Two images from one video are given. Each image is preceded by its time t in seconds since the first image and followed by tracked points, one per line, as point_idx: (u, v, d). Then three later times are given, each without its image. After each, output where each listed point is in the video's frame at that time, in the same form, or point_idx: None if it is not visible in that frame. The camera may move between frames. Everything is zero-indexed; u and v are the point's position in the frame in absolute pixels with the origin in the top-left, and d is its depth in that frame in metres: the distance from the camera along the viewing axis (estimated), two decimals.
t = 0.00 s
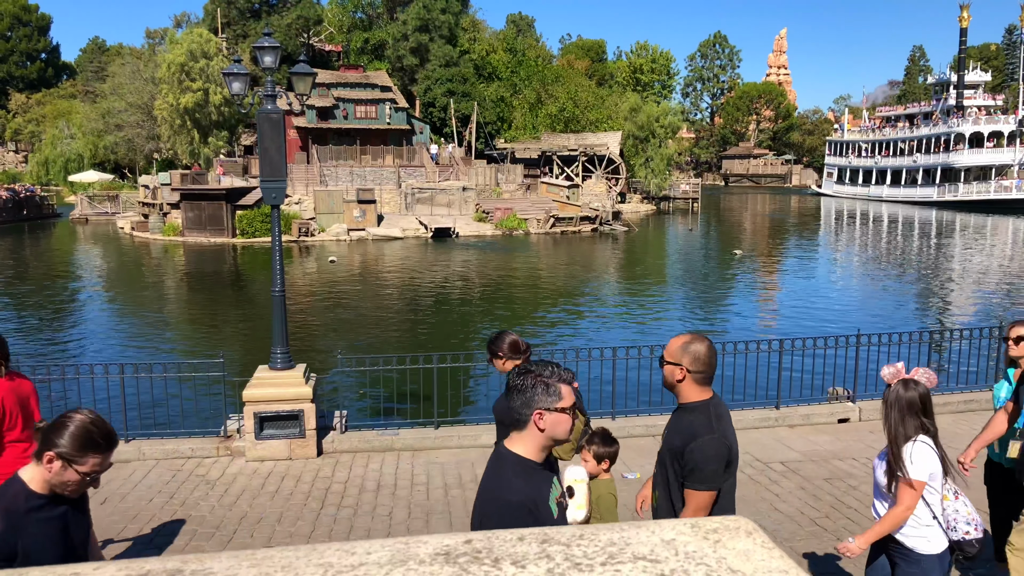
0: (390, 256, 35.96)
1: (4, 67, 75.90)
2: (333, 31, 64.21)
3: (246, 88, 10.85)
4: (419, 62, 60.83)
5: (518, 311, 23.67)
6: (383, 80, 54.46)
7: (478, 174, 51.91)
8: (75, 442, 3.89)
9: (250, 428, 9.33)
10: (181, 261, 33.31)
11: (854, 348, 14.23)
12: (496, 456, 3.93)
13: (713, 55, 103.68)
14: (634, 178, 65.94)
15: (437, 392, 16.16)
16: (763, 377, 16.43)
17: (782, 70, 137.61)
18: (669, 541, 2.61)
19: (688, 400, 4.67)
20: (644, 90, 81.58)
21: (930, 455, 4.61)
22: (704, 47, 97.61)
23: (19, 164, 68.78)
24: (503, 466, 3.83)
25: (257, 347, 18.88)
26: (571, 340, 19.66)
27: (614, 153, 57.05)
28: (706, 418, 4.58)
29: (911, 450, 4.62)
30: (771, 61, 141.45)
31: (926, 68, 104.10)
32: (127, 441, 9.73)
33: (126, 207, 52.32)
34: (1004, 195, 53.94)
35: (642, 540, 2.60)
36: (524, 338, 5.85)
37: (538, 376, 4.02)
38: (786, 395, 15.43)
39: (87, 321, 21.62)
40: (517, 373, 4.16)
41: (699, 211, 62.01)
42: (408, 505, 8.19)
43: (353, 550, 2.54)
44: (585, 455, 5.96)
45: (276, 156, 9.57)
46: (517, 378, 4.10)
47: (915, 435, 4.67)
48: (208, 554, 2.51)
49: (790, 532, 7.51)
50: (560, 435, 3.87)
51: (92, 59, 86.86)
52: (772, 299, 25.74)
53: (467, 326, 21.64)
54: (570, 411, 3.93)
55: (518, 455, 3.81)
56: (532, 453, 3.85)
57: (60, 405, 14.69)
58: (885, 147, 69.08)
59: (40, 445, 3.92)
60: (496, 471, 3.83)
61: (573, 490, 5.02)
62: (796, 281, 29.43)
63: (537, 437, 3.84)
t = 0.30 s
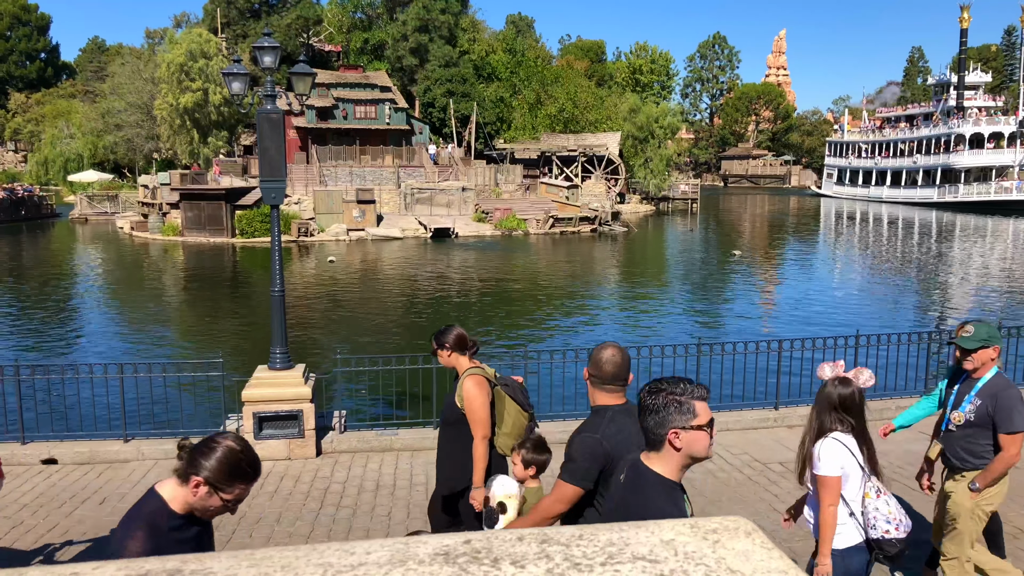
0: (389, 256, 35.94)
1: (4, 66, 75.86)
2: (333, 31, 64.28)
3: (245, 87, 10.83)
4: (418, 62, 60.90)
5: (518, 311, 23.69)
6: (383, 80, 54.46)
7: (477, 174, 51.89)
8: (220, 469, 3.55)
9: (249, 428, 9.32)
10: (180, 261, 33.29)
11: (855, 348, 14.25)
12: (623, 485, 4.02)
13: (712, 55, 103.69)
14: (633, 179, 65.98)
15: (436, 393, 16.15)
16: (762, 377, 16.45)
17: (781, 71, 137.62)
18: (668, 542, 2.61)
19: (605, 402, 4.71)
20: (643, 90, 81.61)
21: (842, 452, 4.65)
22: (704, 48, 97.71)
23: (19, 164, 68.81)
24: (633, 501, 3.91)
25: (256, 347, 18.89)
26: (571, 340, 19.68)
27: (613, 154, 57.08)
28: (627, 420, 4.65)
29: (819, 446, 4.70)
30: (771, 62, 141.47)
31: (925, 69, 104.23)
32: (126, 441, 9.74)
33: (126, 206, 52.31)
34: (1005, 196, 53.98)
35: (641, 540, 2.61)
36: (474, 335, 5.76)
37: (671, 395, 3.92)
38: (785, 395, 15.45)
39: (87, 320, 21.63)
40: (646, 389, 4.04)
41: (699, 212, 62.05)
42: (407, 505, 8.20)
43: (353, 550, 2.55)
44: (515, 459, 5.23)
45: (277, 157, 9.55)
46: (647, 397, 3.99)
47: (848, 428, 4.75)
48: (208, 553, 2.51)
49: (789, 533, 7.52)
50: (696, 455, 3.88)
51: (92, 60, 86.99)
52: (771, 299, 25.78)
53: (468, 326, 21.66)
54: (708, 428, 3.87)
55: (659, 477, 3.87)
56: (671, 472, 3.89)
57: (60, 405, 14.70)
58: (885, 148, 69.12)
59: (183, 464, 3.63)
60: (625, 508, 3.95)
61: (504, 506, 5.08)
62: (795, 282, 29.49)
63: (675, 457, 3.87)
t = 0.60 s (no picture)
0: (388, 257, 35.91)
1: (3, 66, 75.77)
2: (332, 31, 64.26)
3: (244, 87, 10.81)
4: (417, 62, 60.94)
5: (518, 312, 23.68)
6: (382, 80, 54.44)
7: (477, 174, 51.82)
8: (353, 467, 3.65)
9: (248, 428, 9.31)
10: (179, 261, 33.29)
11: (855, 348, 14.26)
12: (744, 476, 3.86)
13: (712, 55, 103.66)
14: (633, 179, 65.93)
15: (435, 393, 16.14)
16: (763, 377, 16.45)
17: (780, 71, 137.50)
18: (668, 541, 2.61)
19: (516, 387, 4.81)
20: (643, 90, 81.53)
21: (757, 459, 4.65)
22: (704, 48, 97.68)
23: (19, 164, 68.76)
24: (756, 490, 3.74)
25: (256, 347, 18.88)
26: (570, 340, 19.68)
27: (613, 154, 57.04)
28: (535, 405, 4.76)
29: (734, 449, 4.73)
30: (770, 62, 141.30)
31: (925, 70, 104.21)
32: (126, 441, 9.75)
33: (125, 206, 52.29)
34: (1006, 196, 53.92)
35: (641, 539, 2.62)
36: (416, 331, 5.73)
37: (801, 379, 3.90)
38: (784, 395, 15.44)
39: (86, 320, 21.62)
40: (773, 375, 4.05)
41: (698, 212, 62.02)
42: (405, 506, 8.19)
43: (353, 550, 2.55)
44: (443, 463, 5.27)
45: (276, 157, 9.54)
46: (776, 382, 3.98)
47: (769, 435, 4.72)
48: (208, 553, 2.51)
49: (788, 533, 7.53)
50: (824, 443, 3.81)
51: (91, 60, 86.97)
52: (771, 299, 25.78)
53: (468, 326, 21.65)
54: (835, 416, 3.83)
55: (785, 459, 3.76)
56: (797, 458, 3.78)
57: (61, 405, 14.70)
58: (886, 148, 69.06)
59: (315, 461, 3.71)
60: (746, 499, 3.79)
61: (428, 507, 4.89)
62: (795, 282, 29.48)
63: (802, 443, 3.78)
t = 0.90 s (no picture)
0: (388, 257, 35.91)
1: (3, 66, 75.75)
2: (332, 31, 64.18)
3: (244, 87, 10.77)
4: (417, 62, 61.02)
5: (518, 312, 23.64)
6: (382, 80, 54.41)
7: (477, 174, 51.83)
8: (493, 468, 3.52)
9: (248, 428, 9.31)
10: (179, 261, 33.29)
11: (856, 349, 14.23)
12: (877, 481, 3.68)
13: (712, 55, 103.62)
14: (633, 178, 65.94)
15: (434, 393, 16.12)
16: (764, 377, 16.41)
17: (780, 70, 137.44)
18: (668, 541, 2.60)
19: (429, 394, 4.71)
20: (643, 90, 81.46)
21: (700, 458, 4.63)
22: (704, 47, 97.60)
23: (19, 164, 68.80)
24: (894, 495, 3.55)
25: (255, 347, 18.87)
26: (570, 340, 19.66)
27: (612, 154, 56.99)
28: (437, 413, 4.54)
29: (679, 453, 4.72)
30: (771, 63, 141.20)
31: (925, 70, 104.18)
32: (126, 441, 9.73)
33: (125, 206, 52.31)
34: (1008, 197, 53.86)
35: (641, 540, 2.60)
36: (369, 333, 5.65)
37: (920, 381, 3.73)
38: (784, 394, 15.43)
39: (86, 320, 21.61)
40: (890, 383, 3.87)
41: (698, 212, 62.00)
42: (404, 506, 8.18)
43: (352, 550, 2.54)
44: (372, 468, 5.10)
45: (276, 156, 9.51)
46: (894, 390, 3.81)
47: (721, 438, 4.71)
48: (206, 554, 2.50)
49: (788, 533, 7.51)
50: (952, 445, 3.63)
51: (91, 60, 87.05)
52: (771, 299, 25.75)
53: (468, 326, 21.64)
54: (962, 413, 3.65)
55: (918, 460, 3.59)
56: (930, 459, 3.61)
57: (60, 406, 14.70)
58: (887, 148, 68.97)
59: (454, 463, 3.62)
60: (882, 504, 3.59)
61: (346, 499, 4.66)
62: (795, 282, 29.44)
63: (932, 444, 3.62)
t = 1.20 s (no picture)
0: (385, 258, 35.91)
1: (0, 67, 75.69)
2: (329, 32, 64.01)
3: (242, 89, 10.81)
4: (414, 63, 61.53)
5: (515, 313, 23.65)
6: (379, 81, 54.39)
7: (473, 176, 51.85)
8: (614, 467, 3.86)
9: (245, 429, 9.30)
10: (176, 262, 33.28)
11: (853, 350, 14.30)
12: (981, 465, 4.04)
13: (708, 57, 103.85)
14: (630, 180, 66.02)
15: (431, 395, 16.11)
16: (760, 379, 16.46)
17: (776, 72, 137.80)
18: (663, 544, 2.61)
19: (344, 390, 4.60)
20: (639, 92, 81.46)
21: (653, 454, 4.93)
22: (701, 49, 97.74)
23: (15, 165, 68.67)
24: (997, 479, 3.93)
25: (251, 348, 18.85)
26: (567, 342, 19.66)
27: (609, 156, 57.01)
28: (349, 411, 4.46)
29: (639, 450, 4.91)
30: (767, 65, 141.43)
31: (922, 72, 104.41)
32: (122, 443, 9.71)
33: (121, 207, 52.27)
34: (1005, 198, 53.93)
35: (637, 543, 2.61)
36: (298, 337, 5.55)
37: None
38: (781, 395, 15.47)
39: (82, 322, 21.58)
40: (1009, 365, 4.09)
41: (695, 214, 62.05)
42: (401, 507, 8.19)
43: (348, 552, 2.54)
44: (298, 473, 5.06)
45: (272, 156, 9.54)
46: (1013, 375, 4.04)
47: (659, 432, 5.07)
48: (202, 556, 2.49)
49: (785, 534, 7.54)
50: None
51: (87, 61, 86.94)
52: (767, 301, 25.80)
53: (464, 327, 21.64)
54: None
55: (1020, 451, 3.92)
56: None
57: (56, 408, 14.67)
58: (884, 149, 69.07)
59: (575, 467, 3.93)
60: (986, 485, 3.98)
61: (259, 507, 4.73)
62: (792, 283, 29.48)
63: None
